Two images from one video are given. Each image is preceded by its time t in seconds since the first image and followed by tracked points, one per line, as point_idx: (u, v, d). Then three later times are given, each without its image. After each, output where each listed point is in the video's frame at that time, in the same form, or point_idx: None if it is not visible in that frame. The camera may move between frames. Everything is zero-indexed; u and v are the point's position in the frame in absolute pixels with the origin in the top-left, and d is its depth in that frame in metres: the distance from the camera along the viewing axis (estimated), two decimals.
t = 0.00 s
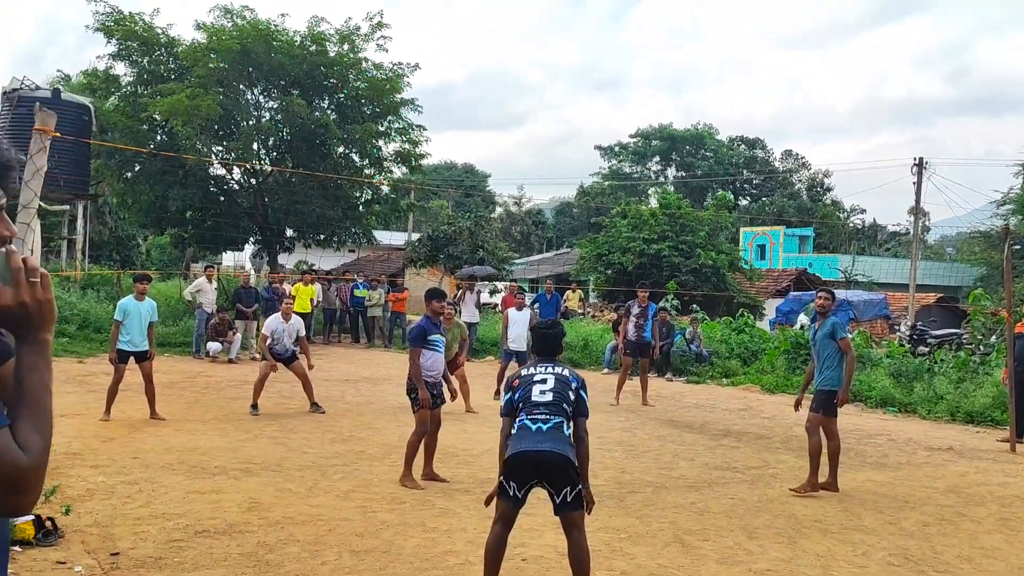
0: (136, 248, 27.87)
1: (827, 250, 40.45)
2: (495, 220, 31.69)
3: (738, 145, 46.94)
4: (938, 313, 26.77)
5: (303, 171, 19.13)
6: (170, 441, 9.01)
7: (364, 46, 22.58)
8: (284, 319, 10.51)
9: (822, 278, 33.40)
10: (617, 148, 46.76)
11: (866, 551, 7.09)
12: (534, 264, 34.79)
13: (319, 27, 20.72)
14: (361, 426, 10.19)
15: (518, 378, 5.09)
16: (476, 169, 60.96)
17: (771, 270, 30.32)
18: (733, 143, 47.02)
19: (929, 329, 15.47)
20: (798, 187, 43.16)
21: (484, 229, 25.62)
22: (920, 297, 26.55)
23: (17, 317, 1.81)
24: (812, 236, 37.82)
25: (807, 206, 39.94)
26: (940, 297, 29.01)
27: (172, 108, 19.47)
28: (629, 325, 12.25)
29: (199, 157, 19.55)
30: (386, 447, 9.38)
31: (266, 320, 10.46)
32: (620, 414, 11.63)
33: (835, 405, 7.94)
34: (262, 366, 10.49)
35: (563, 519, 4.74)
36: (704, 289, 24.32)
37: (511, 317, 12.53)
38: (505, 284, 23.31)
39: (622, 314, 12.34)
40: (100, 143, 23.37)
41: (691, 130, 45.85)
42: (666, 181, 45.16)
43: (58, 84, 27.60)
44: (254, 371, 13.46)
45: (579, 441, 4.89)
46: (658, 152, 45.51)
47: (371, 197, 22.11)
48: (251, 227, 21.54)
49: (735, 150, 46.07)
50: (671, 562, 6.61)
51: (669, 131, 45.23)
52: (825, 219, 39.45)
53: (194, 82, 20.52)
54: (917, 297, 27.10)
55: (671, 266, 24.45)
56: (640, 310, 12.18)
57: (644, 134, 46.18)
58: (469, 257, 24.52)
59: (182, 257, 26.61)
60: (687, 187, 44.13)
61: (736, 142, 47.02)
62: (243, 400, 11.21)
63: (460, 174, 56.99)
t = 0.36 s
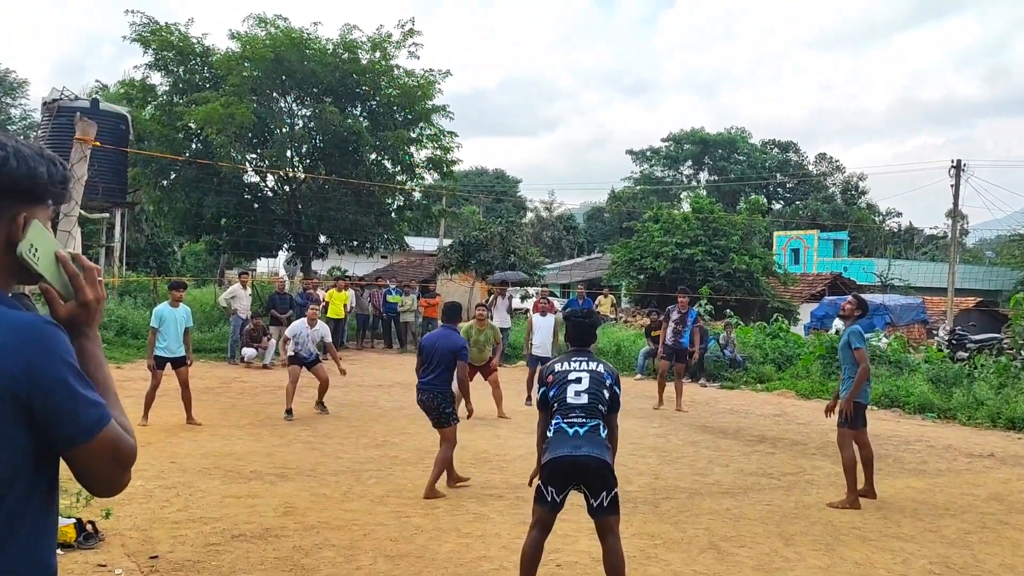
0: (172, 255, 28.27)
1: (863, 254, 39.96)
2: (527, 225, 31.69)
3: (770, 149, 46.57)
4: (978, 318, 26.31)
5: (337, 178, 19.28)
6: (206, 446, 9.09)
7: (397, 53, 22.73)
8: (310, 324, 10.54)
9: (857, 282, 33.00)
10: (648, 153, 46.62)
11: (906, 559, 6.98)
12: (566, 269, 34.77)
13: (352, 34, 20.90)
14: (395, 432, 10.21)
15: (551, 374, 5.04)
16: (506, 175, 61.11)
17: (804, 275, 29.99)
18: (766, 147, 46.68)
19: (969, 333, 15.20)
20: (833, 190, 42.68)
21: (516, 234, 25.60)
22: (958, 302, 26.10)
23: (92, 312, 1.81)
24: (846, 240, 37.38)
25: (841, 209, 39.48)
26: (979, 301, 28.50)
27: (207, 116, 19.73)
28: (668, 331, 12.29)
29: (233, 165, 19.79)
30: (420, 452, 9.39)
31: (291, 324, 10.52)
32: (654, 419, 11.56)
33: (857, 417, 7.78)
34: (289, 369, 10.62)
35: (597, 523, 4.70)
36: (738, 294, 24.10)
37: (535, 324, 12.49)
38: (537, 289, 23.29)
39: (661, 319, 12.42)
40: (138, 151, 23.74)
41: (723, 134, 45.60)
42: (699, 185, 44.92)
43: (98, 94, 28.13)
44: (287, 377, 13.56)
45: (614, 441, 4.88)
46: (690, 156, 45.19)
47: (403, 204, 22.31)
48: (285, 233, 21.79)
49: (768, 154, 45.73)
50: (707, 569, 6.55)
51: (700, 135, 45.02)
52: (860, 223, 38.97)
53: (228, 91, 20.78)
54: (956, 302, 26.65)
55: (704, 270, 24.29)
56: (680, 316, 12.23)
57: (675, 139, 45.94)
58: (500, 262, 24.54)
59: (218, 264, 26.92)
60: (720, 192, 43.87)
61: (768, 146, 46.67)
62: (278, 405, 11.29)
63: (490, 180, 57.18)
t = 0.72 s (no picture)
0: (195, 258, 28.50)
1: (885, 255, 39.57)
2: (546, 228, 31.69)
3: (790, 150, 46.29)
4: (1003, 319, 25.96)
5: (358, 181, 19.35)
6: (228, 448, 9.15)
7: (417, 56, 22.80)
8: (317, 323, 10.66)
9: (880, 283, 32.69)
10: (668, 154, 46.53)
11: (931, 563, 6.91)
12: (586, 271, 34.71)
13: (372, 38, 21.00)
14: (415, 434, 10.24)
15: (568, 372, 4.95)
16: (525, 178, 61.16)
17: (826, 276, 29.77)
18: (786, 147, 46.42)
19: (995, 335, 15.01)
20: (854, 191, 42.35)
21: (535, 236, 25.60)
22: (983, 303, 25.79)
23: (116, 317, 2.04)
24: (868, 241, 37.04)
25: (863, 210, 39.16)
26: (1004, 302, 28.16)
27: (229, 119, 19.89)
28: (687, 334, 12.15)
29: (254, 168, 19.90)
30: (440, 454, 9.41)
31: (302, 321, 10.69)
32: (675, 422, 11.51)
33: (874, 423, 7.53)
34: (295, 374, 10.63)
35: (620, 525, 4.67)
36: (759, 296, 23.96)
37: (555, 326, 12.48)
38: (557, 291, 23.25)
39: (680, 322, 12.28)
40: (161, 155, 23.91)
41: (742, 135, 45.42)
42: (718, 187, 44.74)
43: (121, 99, 28.45)
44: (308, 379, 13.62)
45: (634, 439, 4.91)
46: (710, 158, 45.04)
47: (422, 206, 22.36)
48: (306, 237, 21.81)
49: (788, 156, 45.46)
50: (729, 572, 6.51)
51: (720, 136, 44.86)
52: (883, 224, 38.63)
53: (250, 95, 20.93)
54: (981, 303, 26.32)
55: (725, 272, 24.15)
56: (698, 319, 12.09)
57: (695, 141, 45.80)
58: (520, 264, 24.57)
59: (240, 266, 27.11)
60: (740, 193, 43.68)
61: (788, 147, 46.42)
62: (299, 407, 11.35)
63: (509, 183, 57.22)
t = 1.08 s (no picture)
0: (198, 259, 28.56)
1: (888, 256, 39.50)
2: (549, 229, 31.69)
3: (794, 152, 46.21)
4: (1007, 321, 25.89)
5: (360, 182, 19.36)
6: (231, 449, 9.16)
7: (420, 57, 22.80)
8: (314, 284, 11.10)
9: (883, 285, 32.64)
10: (671, 155, 46.54)
11: (934, 565, 6.89)
12: (589, 273, 34.72)
13: (375, 38, 21.01)
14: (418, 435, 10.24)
15: (560, 372, 4.90)
16: (528, 180, 61.16)
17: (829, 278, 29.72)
18: (789, 149, 46.39)
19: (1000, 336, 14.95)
20: (858, 192, 42.30)
21: (538, 237, 25.62)
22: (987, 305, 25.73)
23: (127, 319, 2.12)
24: (872, 243, 36.99)
25: (867, 211, 39.11)
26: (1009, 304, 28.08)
27: (233, 120, 19.94)
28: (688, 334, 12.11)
29: (257, 169, 19.91)
30: (443, 456, 9.41)
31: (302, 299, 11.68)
32: (678, 423, 11.51)
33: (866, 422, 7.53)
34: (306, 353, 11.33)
35: (618, 525, 4.66)
36: (762, 297, 23.94)
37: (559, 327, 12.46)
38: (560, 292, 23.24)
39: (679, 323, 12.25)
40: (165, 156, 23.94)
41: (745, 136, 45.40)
42: (721, 188, 44.73)
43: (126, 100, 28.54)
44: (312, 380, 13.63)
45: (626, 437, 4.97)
46: (713, 160, 45.07)
47: (426, 207, 22.35)
48: (310, 238, 21.80)
49: (791, 157, 45.43)
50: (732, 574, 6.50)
51: (724, 137, 44.84)
52: (886, 225, 38.60)
53: (253, 96, 20.97)
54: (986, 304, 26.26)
55: (728, 274, 24.12)
56: (697, 319, 12.05)
57: (698, 142, 45.79)
58: (523, 265, 24.61)
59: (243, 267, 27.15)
60: (743, 195, 43.67)
61: (792, 148, 46.39)
62: (302, 408, 11.36)
63: (512, 184, 57.23)
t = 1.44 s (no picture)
0: (176, 258, 28.36)
1: (866, 260, 39.87)
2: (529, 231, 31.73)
3: (774, 156, 46.54)
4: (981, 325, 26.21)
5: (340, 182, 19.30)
6: (208, 449, 9.09)
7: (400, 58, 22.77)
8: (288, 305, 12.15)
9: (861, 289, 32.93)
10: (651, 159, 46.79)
11: (908, 566, 6.96)
12: (568, 274, 34.81)
13: (355, 39, 20.95)
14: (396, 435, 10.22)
15: (522, 372, 4.93)
16: (510, 181, 61.18)
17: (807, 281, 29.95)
18: (769, 153, 46.73)
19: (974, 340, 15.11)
20: (837, 197, 42.67)
21: (519, 238, 25.65)
22: (962, 309, 26.01)
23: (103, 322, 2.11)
24: (850, 247, 37.27)
25: (845, 216, 39.48)
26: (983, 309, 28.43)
27: (212, 118, 19.73)
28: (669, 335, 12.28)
29: (237, 168, 19.77)
30: (422, 456, 9.39)
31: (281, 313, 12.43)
32: (656, 425, 11.55)
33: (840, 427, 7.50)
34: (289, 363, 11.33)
35: (582, 526, 4.64)
36: (741, 300, 24.09)
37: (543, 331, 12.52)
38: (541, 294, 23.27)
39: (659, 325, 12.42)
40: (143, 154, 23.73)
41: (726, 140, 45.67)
42: (701, 191, 45.00)
43: (103, 97, 28.29)
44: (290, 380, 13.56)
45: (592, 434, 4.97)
46: (693, 163, 45.33)
47: (407, 208, 22.29)
48: (289, 237, 21.70)
49: (771, 161, 45.75)
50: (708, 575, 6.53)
51: (705, 141, 45.07)
52: (863, 230, 38.97)
53: (233, 94, 20.87)
54: (961, 309, 26.56)
55: (708, 277, 24.26)
56: (677, 320, 12.21)
57: (678, 146, 46.04)
58: (503, 266, 24.68)
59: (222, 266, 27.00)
60: (722, 198, 43.94)
61: (771, 152, 46.73)
62: (280, 408, 11.31)
63: (494, 185, 57.27)
